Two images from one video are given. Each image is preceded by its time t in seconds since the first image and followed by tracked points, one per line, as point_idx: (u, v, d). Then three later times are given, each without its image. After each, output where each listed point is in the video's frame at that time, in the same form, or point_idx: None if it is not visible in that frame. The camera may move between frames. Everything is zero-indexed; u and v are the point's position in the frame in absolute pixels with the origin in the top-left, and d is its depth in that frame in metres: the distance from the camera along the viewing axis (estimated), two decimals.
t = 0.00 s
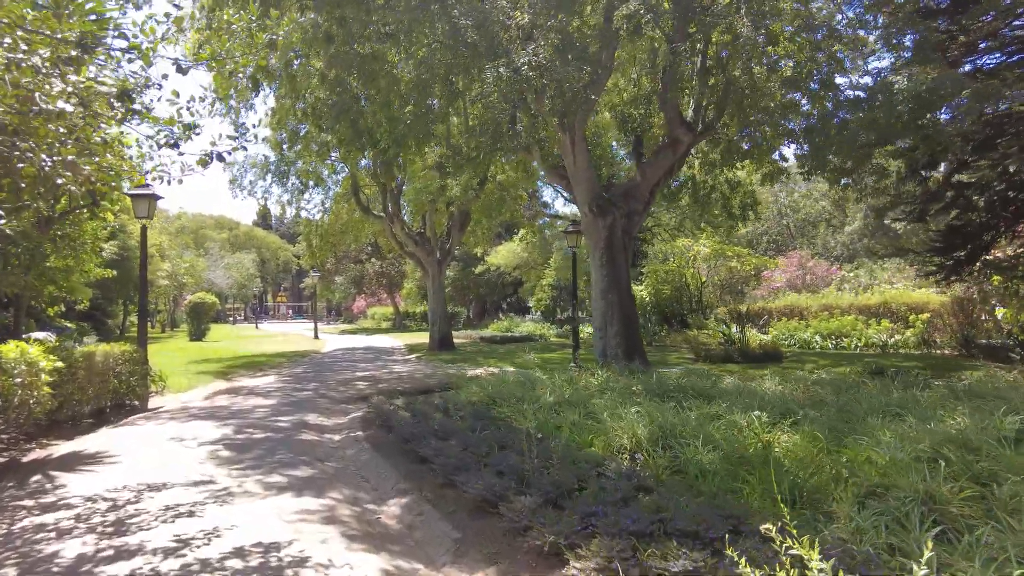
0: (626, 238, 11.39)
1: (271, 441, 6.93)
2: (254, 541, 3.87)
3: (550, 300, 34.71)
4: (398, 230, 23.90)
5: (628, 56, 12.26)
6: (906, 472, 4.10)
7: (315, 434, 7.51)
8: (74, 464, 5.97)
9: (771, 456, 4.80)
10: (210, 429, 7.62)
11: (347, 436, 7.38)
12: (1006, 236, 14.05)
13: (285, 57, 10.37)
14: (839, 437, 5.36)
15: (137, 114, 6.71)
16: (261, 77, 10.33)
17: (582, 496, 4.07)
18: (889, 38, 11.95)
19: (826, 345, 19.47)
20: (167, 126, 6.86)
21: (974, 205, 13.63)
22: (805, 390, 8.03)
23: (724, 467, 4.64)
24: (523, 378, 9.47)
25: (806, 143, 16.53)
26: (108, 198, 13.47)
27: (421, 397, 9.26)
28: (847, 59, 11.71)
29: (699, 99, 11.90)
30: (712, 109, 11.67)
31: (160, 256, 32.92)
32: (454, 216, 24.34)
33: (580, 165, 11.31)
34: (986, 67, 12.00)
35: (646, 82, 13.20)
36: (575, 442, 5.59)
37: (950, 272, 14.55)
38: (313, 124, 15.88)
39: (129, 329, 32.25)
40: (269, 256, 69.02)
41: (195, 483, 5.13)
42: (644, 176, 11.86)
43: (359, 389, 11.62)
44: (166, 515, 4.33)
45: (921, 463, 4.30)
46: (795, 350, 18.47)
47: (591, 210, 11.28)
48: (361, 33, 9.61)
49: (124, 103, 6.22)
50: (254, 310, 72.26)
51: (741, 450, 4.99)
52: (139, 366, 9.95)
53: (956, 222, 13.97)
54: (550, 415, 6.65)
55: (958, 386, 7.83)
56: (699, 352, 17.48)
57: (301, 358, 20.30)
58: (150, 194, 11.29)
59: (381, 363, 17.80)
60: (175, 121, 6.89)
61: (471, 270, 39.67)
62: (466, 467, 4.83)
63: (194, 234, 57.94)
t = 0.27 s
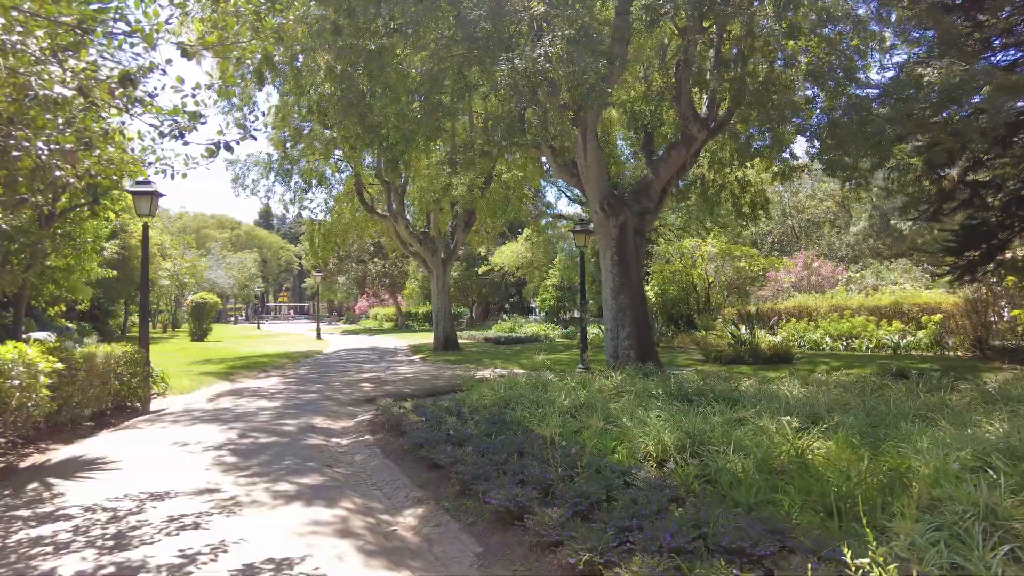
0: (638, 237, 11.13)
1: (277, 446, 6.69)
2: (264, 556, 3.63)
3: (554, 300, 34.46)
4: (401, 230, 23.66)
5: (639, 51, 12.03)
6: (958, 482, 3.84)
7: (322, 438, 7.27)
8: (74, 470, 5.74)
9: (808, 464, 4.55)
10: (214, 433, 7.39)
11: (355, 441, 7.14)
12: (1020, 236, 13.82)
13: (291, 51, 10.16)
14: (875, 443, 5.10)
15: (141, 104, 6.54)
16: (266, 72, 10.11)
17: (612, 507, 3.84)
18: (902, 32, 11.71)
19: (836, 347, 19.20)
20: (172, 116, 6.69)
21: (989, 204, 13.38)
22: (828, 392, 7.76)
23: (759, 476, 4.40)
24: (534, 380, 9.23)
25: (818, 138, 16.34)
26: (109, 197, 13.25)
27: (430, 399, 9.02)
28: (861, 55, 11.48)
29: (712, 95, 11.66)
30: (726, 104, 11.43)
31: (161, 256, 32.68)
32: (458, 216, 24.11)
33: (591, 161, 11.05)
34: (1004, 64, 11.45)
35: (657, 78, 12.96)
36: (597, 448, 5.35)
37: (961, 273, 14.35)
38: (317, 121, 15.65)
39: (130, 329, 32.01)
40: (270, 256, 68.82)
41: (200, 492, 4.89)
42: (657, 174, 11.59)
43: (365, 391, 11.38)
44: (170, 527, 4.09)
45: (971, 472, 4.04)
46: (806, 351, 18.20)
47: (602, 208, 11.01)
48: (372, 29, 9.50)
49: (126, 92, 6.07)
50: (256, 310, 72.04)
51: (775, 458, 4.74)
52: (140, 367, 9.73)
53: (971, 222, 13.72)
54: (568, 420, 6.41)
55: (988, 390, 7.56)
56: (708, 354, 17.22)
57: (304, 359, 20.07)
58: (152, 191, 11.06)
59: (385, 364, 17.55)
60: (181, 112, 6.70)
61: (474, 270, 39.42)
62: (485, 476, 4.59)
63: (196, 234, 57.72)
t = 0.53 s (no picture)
0: (649, 237, 10.92)
1: (283, 451, 6.49)
2: (274, 573, 3.43)
3: (558, 301, 34.24)
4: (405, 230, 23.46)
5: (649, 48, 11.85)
6: (1007, 494, 3.63)
7: (329, 443, 7.07)
8: (75, 477, 5.55)
9: (842, 474, 4.35)
10: (217, 438, 7.19)
11: (363, 446, 6.94)
12: None
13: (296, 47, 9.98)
14: (908, 451, 4.89)
15: (144, 98, 6.39)
16: (269, 71, 9.92)
17: (640, 521, 3.65)
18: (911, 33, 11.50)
19: (845, 348, 18.96)
20: (176, 111, 6.52)
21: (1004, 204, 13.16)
22: (847, 396, 7.55)
23: (791, 487, 4.20)
24: (544, 383, 9.04)
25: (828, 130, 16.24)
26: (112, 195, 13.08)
27: (438, 403, 8.82)
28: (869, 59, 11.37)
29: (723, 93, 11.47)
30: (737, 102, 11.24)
31: (162, 256, 32.49)
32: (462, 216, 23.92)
33: (601, 160, 10.86)
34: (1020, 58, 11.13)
35: (667, 75, 12.75)
36: (617, 457, 5.15)
37: (972, 274, 14.15)
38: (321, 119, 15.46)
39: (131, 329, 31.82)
40: (271, 256, 68.66)
41: (204, 502, 4.70)
42: (667, 172, 11.38)
43: (371, 393, 11.17)
44: (174, 541, 3.89)
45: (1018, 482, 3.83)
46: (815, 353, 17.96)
47: (612, 207, 10.81)
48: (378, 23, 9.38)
49: (126, 84, 5.92)
50: (257, 310, 71.85)
51: (806, 467, 4.53)
52: (141, 369, 9.54)
53: (985, 221, 13.50)
54: (583, 427, 6.20)
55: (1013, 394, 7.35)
56: (716, 355, 17.00)
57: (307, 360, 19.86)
58: (154, 190, 10.86)
59: (390, 365, 17.35)
60: (186, 105, 6.54)
61: (477, 271, 39.18)
62: (503, 486, 4.40)
63: (197, 233, 57.56)
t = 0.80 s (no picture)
0: (659, 233, 10.66)
1: (287, 454, 6.24)
2: None
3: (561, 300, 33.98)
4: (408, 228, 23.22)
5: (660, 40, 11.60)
6: None
7: (335, 445, 6.83)
8: (70, 482, 5.31)
9: (881, 479, 4.09)
10: (219, 440, 6.95)
11: (370, 449, 6.70)
12: None
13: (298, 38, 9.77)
14: (945, 453, 4.64)
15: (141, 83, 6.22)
16: (271, 63, 9.68)
17: (672, 531, 3.41)
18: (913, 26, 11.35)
19: (855, 347, 18.67)
20: (175, 96, 6.33)
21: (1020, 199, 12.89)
22: (868, 395, 7.30)
23: (829, 493, 3.94)
24: (554, 382, 8.79)
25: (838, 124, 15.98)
26: (111, 192, 12.84)
27: (446, 403, 8.57)
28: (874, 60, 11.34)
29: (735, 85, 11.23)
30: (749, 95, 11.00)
31: (163, 255, 32.27)
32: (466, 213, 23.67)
33: (611, 153, 10.61)
34: None
35: (676, 68, 12.51)
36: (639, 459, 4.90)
37: (985, 271, 13.84)
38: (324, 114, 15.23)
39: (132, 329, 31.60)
40: (273, 255, 68.47)
41: (205, 509, 4.45)
42: (678, 167, 11.13)
43: (376, 393, 10.93)
44: (173, 552, 3.64)
45: None
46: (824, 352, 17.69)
47: (622, 202, 10.56)
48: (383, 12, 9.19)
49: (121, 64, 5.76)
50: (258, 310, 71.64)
51: (841, 471, 4.28)
52: (141, 369, 9.31)
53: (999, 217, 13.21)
54: (599, 428, 5.96)
55: None
56: (725, 354, 16.73)
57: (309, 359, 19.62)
58: (154, 185, 10.62)
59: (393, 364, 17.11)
60: (185, 89, 6.36)
61: (479, 269, 38.96)
62: (521, 493, 4.15)
63: (198, 233, 57.36)
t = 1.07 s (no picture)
0: (674, 232, 10.39)
1: (294, 464, 6.00)
2: None
3: (568, 300, 33.75)
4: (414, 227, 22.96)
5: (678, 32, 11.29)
6: None
7: (344, 453, 6.59)
8: (69, 494, 5.08)
9: (932, 495, 3.81)
10: (224, 448, 6.71)
11: (380, 457, 6.45)
12: None
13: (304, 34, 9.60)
14: (994, 467, 4.36)
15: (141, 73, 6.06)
16: (276, 58, 9.45)
17: (716, 558, 3.15)
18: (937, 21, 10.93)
19: (868, 348, 18.34)
20: (176, 86, 6.16)
21: None
22: (896, 400, 7.05)
23: (877, 510, 3.67)
24: (568, 386, 8.54)
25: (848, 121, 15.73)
26: (113, 191, 12.64)
27: (457, 408, 8.33)
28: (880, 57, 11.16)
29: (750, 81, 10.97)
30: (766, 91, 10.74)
31: (168, 255, 32.10)
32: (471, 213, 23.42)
33: (624, 150, 10.36)
34: None
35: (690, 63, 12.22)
36: (667, 472, 4.65)
37: (1003, 271, 13.50)
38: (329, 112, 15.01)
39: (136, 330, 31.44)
40: (277, 255, 68.37)
41: (209, 526, 4.21)
42: (693, 164, 10.84)
43: (383, 397, 10.68)
44: None
45: None
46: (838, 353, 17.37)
47: (636, 201, 10.29)
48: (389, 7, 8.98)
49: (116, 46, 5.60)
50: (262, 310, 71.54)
51: (885, 485, 4.01)
52: (143, 372, 9.09)
53: (1017, 216, 12.89)
54: (621, 438, 5.71)
55: None
56: (737, 356, 16.45)
57: (315, 361, 19.40)
58: (156, 184, 10.39)
59: (400, 366, 16.88)
60: (187, 79, 6.18)
61: (484, 269, 38.74)
62: (545, 510, 3.90)
63: (203, 233, 57.28)
